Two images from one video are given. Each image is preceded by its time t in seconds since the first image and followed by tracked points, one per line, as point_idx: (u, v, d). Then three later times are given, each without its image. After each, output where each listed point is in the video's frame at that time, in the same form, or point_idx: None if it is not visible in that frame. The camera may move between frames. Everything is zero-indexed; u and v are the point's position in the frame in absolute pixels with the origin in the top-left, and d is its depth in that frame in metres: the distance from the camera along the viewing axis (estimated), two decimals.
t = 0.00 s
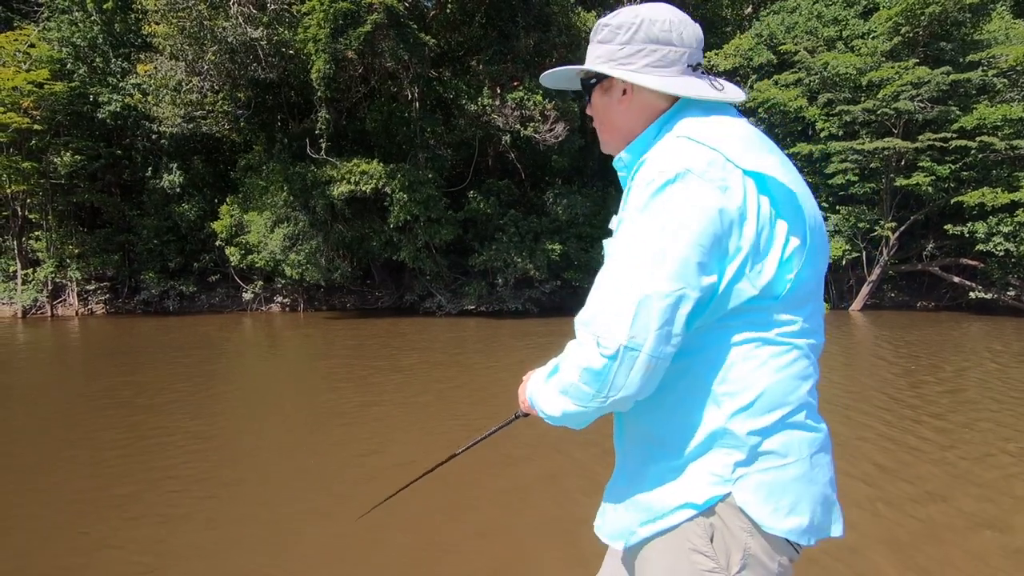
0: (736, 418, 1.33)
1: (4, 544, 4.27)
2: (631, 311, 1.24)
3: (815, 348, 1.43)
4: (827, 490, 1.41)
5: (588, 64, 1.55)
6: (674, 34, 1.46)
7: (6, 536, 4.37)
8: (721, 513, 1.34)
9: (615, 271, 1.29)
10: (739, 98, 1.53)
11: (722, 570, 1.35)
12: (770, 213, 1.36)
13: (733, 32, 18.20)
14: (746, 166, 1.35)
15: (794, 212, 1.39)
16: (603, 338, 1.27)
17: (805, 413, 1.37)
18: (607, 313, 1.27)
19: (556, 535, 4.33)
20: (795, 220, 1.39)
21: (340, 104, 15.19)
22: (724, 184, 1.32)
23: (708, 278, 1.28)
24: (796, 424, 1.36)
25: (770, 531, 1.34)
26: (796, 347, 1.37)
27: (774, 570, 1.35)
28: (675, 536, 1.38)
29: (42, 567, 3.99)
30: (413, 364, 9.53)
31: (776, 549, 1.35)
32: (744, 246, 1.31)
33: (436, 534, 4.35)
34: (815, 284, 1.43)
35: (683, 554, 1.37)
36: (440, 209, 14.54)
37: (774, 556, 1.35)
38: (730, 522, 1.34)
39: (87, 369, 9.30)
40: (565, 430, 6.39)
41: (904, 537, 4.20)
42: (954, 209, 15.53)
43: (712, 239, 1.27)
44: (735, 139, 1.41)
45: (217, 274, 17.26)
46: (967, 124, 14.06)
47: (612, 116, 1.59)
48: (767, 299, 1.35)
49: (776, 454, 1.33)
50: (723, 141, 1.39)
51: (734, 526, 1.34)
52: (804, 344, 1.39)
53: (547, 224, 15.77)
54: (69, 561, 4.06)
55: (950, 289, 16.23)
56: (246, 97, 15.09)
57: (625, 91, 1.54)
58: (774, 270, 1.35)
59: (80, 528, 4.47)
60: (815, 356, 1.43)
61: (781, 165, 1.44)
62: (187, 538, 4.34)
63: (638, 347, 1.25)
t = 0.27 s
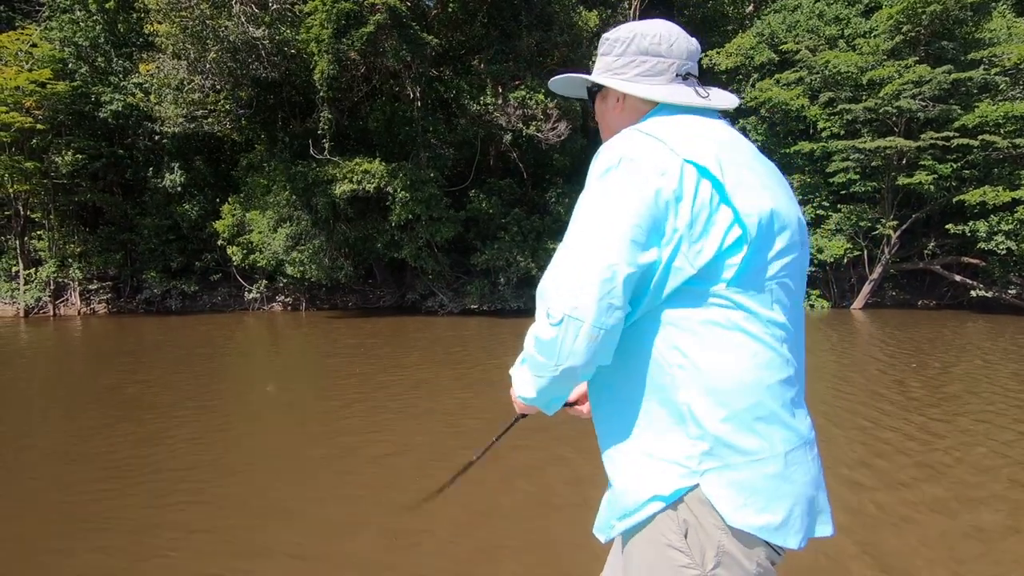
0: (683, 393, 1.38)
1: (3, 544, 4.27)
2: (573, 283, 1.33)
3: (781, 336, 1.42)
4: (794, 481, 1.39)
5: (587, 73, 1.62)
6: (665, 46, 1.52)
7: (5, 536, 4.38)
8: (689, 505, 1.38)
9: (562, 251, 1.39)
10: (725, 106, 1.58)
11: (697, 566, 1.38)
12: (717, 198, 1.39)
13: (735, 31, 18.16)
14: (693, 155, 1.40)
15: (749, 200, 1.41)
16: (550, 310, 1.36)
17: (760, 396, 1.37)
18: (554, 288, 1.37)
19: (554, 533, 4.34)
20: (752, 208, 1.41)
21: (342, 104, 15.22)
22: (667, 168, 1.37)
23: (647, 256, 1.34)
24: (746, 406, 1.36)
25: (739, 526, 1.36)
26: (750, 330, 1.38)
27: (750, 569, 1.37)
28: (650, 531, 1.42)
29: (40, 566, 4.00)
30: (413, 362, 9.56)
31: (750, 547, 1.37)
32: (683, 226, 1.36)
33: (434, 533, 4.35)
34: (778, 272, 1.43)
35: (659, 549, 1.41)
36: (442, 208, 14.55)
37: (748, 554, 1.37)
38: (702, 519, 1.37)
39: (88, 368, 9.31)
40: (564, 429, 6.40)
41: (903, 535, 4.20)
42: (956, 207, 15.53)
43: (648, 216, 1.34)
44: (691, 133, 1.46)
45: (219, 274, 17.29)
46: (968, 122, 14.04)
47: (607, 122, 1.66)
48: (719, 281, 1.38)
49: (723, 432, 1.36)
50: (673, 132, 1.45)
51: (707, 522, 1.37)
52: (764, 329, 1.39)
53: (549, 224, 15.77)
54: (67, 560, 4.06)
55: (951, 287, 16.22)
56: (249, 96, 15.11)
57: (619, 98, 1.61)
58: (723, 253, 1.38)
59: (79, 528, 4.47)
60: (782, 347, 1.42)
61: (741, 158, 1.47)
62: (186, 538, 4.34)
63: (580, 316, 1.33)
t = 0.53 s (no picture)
0: (664, 381, 1.42)
1: (5, 543, 4.28)
2: (553, 272, 1.38)
3: (760, 329, 1.44)
4: (775, 471, 1.40)
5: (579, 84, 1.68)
6: (654, 59, 1.58)
7: (7, 536, 4.38)
8: (676, 500, 1.42)
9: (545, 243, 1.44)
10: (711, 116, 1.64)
11: (689, 563, 1.41)
12: (693, 193, 1.43)
13: (737, 30, 18.11)
14: (671, 152, 1.44)
15: (727, 197, 1.45)
16: (532, 297, 1.41)
17: (737, 386, 1.39)
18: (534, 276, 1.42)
19: (556, 533, 4.34)
20: (730, 205, 1.45)
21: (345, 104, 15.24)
22: (645, 165, 1.42)
23: (625, 248, 1.39)
24: (724, 394, 1.39)
25: (726, 520, 1.39)
26: (727, 321, 1.41)
27: (742, 565, 1.39)
28: (643, 528, 1.46)
29: (42, 566, 4.00)
30: (415, 362, 9.58)
31: (740, 542, 1.39)
32: (659, 218, 1.40)
33: (436, 533, 4.35)
34: (758, 266, 1.45)
35: (653, 546, 1.45)
36: (446, 208, 14.56)
37: (739, 550, 1.39)
38: (693, 516, 1.40)
39: (90, 368, 9.32)
40: (566, 428, 6.40)
41: (906, 534, 4.18)
42: (960, 206, 15.48)
43: (626, 209, 1.38)
44: (670, 133, 1.50)
45: (223, 274, 17.34)
46: (972, 121, 13.99)
47: (600, 131, 1.72)
48: (696, 275, 1.42)
49: (700, 419, 1.39)
50: (650, 132, 1.50)
51: (697, 519, 1.40)
52: (742, 321, 1.42)
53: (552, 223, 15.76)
54: (69, 560, 4.06)
55: (954, 287, 16.19)
56: (252, 96, 15.14)
57: (610, 108, 1.67)
58: (699, 246, 1.42)
59: (81, 528, 4.48)
60: (764, 340, 1.45)
61: (719, 157, 1.51)
62: (188, 537, 4.34)
63: (558, 302, 1.37)
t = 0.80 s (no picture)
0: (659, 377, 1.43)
1: (9, 541, 4.31)
2: (552, 268, 1.38)
3: (753, 325, 1.45)
4: (769, 464, 1.40)
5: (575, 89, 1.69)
6: (648, 66, 1.59)
7: (10, 534, 4.39)
8: (674, 495, 1.43)
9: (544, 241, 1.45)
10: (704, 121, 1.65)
11: (689, 558, 1.43)
12: (688, 192, 1.45)
13: (742, 30, 18.04)
14: (665, 151, 1.46)
15: (719, 198, 1.47)
16: (532, 294, 1.41)
17: (733, 381, 1.40)
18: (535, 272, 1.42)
19: (556, 533, 4.31)
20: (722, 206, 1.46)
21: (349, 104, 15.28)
22: (641, 164, 1.43)
23: (623, 245, 1.39)
24: (720, 389, 1.39)
25: (723, 514, 1.39)
26: (722, 317, 1.42)
27: (741, 558, 1.40)
28: (642, 525, 1.48)
29: (41, 566, 3.99)
30: (418, 361, 9.61)
31: (738, 536, 1.40)
32: (656, 215, 1.40)
33: (436, 533, 4.34)
34: (750, 265, 1.47)
35: (653, 543, 1.47)
36: (451, 208, 14.60)
37: (737, 543, 1.40)
38: (692, 512, 1.42)
39: (94, 368, 9.34)
40: (568, 428, 6.37)
41: (910, 536, 4.14)
42: (965, 206, 15.41)
43: (623, 206, 1.39)
44: (665, 134, 1.51)
45: (228, 273, 17.41)
46: (978, 121, 13.94)
47: (594, 135, 1.73)
48: (692, 272, 1.42)
49: (696, 413, 1.40)
50: (643, 133, 1.51)
51: (695, 514, 1.41)
52: (736, 318, 1.43)
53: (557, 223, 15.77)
54: (68, 560, 4.05)
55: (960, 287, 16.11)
56: (257, 96, 15.20)
57: (605, 113, 1.67)
58: (693, 243, 1.42)
59: (81, 528, 4.47)
60: (758, 336, 1.46)
61: (712, 157, 1.53)
62: (187, 537, 4.33)
63: (558, 299, 1.38)
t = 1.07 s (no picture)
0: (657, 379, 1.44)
1: (12, 538, 4.34)
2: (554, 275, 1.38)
3: (748, 327, 1.47)
4: (763, 461, 1.42)
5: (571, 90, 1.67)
6: (645, 67, 1.60)
7: (13, 532, 4.42)
8: (671, 492, 1.43)
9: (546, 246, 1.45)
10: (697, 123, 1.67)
11: (685, 552, 1.43)
12: (688, 198, 1.45)
13: (747, 30, 17.99)
14: (666, 157, 1.46)
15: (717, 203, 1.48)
16: (533, 300, 1.42)
17: (729, 383, 1.41)
18: (536, 278, 1.42)
19: (555, 533, 4.30)
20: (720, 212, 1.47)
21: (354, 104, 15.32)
22: (642, 170, 1.43)
23: (623, 252, 1.40)
24: (716, 393, 1.41)
25: (719, 510, 1.40)
26: (720, 321, 1.43)
27: (736, 552, 1.41)
28: (639, 520, 1.48)
29: (41, 566, 3.99)
30: (420, 360, 9.63)
31: (733, 529, 1.41)
32: (657, 222, 1.41)
33: (435, 534, 4.33)
34: (747, 269, 1.48)
35: (649, 537, 1.46)
36: (456, 207, 14.62)
37: (732, 537, 1.41)
38: (689, 507, 1.42)
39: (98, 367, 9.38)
40: (570, 429, 6.36)
41: (912, 537, 4.11)
42: (971, 207, 15.35)
43: (625, 214, 1.39)
44: (665, 138, 1.51)
45: (233, 273, 17.49)
46: (984, 122, 13.88)
47: (589, 136, 1.72)
48: (692, 278, 1.43)
49: (693, 417, 1.41)
50: (643, 137, 1.51)
51: (691, 509, 1.41)
52: (732, 321, 1.45)
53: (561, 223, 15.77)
54: (68, 560, 4.06)
55: (965, 287, 16.04)
56: (262, 96, 15.25)
57: (602, 114, 1.67)
58: (692, 250, 1.43)
59: (81, 528, 4.47)
60: (753, 340, 1.47)
61: (709, 162, 1.53)
62: (187, 537, 4.33)
63: (560, 305, 1.38)
